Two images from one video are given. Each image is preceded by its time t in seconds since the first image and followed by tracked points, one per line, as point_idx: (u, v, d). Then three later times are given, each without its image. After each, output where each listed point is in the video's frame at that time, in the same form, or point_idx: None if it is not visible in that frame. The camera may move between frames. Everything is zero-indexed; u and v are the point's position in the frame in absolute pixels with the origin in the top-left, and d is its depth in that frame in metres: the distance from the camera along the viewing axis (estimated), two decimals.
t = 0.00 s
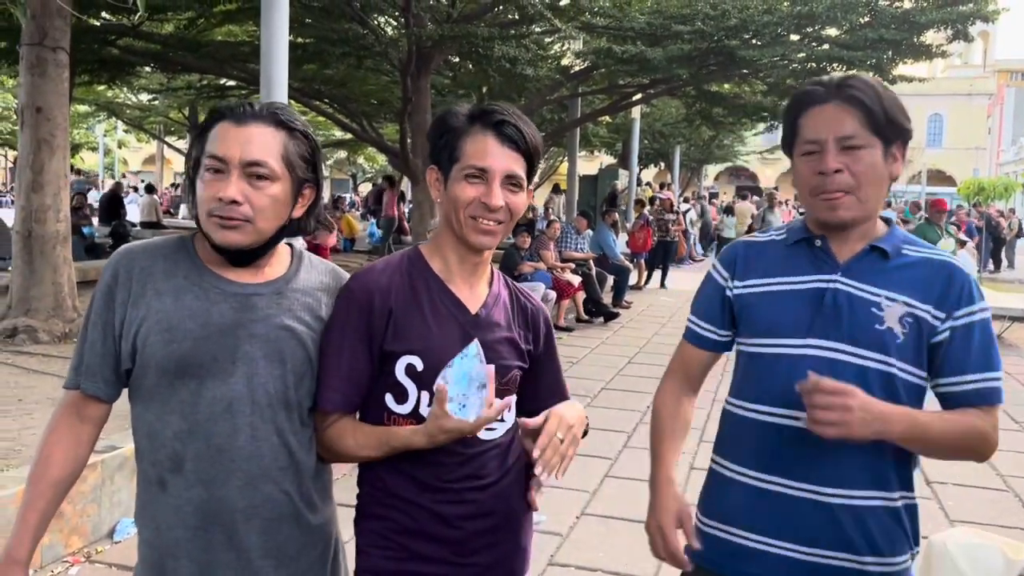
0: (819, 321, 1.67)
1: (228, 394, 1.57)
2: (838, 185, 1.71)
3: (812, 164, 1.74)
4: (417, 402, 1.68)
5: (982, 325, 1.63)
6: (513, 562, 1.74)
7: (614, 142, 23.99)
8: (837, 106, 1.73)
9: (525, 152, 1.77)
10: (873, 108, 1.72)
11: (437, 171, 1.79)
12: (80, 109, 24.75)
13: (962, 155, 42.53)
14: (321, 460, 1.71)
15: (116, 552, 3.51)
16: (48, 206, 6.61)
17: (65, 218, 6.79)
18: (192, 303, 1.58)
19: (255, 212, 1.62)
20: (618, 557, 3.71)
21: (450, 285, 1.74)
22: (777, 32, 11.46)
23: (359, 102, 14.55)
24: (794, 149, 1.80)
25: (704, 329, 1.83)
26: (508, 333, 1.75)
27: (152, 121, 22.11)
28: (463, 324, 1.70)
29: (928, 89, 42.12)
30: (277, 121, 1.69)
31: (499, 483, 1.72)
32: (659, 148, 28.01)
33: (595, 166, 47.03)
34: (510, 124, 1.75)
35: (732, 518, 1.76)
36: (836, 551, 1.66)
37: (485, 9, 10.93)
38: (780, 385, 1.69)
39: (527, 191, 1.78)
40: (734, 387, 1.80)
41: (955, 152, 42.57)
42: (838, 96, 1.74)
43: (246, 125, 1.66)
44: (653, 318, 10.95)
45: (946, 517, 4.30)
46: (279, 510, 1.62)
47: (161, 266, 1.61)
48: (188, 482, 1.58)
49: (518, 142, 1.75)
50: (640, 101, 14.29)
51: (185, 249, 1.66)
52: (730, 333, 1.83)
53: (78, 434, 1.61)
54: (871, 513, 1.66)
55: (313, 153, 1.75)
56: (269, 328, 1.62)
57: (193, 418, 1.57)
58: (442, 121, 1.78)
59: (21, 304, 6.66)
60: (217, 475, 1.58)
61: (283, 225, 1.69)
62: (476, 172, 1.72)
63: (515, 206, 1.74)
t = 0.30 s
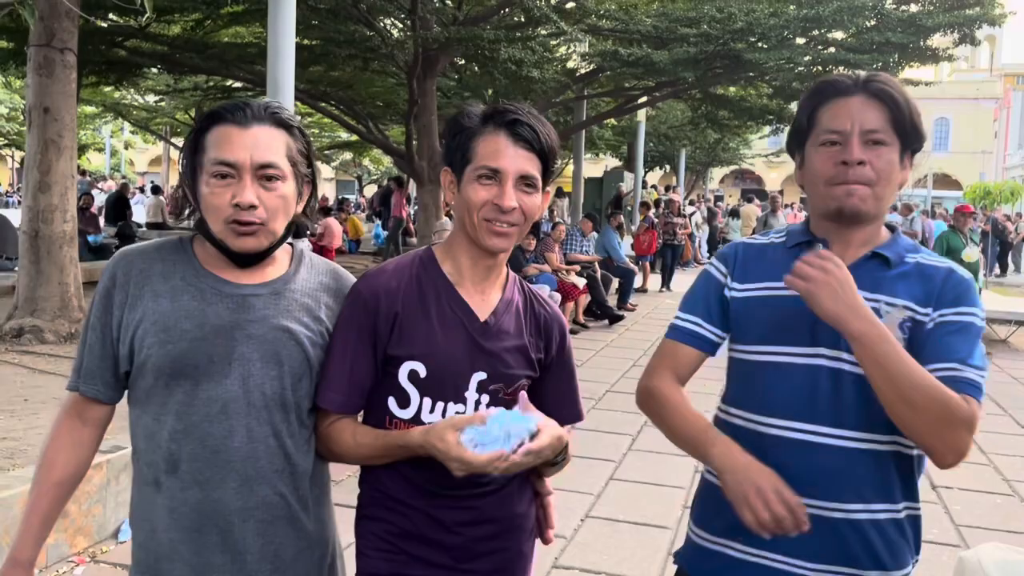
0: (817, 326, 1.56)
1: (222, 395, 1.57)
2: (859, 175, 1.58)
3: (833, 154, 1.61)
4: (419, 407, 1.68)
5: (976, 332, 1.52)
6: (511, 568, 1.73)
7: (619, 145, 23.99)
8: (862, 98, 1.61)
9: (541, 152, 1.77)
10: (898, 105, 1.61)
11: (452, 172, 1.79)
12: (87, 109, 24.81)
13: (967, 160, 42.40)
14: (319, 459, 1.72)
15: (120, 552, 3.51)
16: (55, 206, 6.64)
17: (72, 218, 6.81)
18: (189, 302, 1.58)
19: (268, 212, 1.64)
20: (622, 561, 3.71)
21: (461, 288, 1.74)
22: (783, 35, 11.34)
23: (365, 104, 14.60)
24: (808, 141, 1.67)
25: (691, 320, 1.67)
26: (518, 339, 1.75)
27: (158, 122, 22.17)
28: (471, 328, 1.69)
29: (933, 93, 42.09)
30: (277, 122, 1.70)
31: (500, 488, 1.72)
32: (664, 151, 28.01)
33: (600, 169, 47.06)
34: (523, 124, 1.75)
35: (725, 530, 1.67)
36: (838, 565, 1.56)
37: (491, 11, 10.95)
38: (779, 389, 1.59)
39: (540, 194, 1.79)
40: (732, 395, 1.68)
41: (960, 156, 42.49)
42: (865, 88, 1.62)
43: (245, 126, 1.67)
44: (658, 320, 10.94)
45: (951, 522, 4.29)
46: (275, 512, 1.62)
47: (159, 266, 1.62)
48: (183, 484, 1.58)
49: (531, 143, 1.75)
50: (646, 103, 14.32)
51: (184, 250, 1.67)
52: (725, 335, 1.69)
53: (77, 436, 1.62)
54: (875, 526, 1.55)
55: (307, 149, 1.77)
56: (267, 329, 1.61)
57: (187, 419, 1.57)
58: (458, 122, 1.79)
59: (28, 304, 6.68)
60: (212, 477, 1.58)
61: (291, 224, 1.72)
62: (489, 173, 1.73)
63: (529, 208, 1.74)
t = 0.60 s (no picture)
0: (765, 324, 1.69)
1: (214, 394, 1.58)
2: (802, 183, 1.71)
3: (786, 158, 1.72)
4: (420, 410, 1.69)
5: (900, 306, 1.72)
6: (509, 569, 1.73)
7: (625, 147, 23.98)
8: (826, 109, 1.71)
9: (560, 153, 1.77)
10: (858, 118, 1.71)
11: (469, 172, 1.79)
12: (94, 110, 24.86)
13: (974, 164, 42.26)
14: (313, 451, 1.74)
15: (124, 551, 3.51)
16: (62, 206, 6.66)
17: (79, 218, 6.83)
18: (181, 300, 1.59)
19: (261, 198, 1.65)
20: (626, 563, 3.70)
21: (473, 290, 1.73)
22: (791, 39, 11.40)
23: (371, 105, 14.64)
24: (766, 138, 1.77)
25: (659, 319, 1.74)
26: (528, 342, 1.74)
27: (165, 123, 22.21)
28: (479, 332, 1.69)
29: (939, 97, 42.01)
30: (264, 109, 1.71)
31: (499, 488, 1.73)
32: (670, 153, 27.99)
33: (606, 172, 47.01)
34: (544, 124, 1.75)
35: (687, 538, 1.71)
36: (804, 563, 1.65)
37: (499, 13, 10.96)
38: (741, 390, 1.69)
39: (559, 196, 1.78)
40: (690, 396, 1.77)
41: (967, 160, 42.38)
42: (829, 98, 1.72)
43: (235, 115, 1.68)
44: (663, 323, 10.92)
45: (956, 526, 4.28)
46: (264, 514, 1.62)
47: (152, 262, 1.62)
48: (171, 484, 1.58)
49: (552, 144, 1.75)
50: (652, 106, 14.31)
51: (177, 245, 1.67)
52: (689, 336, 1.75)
53: (63, 434, 1.63)
54: (837, 521, 1.66)
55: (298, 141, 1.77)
56: (261, 328, 1.61)
57: (177, 418, 1.57)
58: (479, 121, 1.79)
59: (34, 304, 6.69)
60: (201, 477, 1.58)
61: (286, 213, 1.73)
62: (508, 173, 1.73)
63: (547, 210, 1.74)
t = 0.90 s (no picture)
0: (736, 324, 1.76)
1: (208, 393, 1.58)
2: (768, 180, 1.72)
3: (754, 160, 1.76)
4: (425, 420, 1.72)
5: (864, 297, 1.80)
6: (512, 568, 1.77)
7: (633, 149, 23.95)
8: (799, 117, 1.76)
9: (574, 158, 1.77)
10: (830, 127, 1.77)
11: (476, 179, 1.79)
12: (103, 111, 24.94)
13: (984, 167, 42.07)
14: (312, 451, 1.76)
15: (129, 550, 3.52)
16: (71, 205, 6.69)
17: (88, 218, 6.86)
18: (176, 297, 1.59)
19: (254, 192, 1.65)
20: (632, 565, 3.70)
21: (479, 302, 1.74)
22: (799, 41, 11.26)
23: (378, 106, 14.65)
24: (737, 138, 1.82)
25: (639, 321, 1.78)
26: (537, 351, 1.75)
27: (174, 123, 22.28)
28: (485, 345, 1.71)
29: (947, 100, 41.87)
30: (257, 104, 1.71)
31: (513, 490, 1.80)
32: (678, 155, 27.94)
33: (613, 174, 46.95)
34: (556, 127, 1.75)
35: (681, 543, 1.72)
36: (798, 561, 1.68)
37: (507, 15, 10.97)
38: (724, 393, 1.74)
39: (571, 201, 1.78)
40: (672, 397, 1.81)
41: (976, 163, 42.21)
42: (803, 105, 1.77)
43: (228, 108, 1.67)
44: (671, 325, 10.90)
45: (964, 531, 4.27)
46: (255, 517, 1.63)
47: (145, 260, 1.62)
48: (162, 485, 1.58)
49: (562, 150, 1.75)
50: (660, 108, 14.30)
51: (170, 243, 1.67)
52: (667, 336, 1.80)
53: (52, 434, 1.63)
54: (825, 517, 1.71)
55: (293, 137, 1.77)
56: (257, 327, 1.62)
57: (171, 418, 1.57)
58: (486, 127, 1.79)
59: (43, 303, 6.72)
60: (194, 478, 1.58)
61: (279, 208, 1.72)
62: (521, 178, 1.72)
63: (561, 215, 1.73)
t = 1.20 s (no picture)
0: (756, 332, 1.76)
1: (211, 398, 1.59)
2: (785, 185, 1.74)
3: (771, 161, 1.77)
4: (426, 426, 1.73)
5: (886, 310, 1.79)
6: (518, 570, 1.77)
7: (641, 152, 23.96)
8: (817, 117, 1.77)
9: (578, 163, 1.78)
10: (847, 128, 1.77)
11: (479, 184, 1.80)
12: (113, 113, 25.07)
13: (994, 171, 41.92)
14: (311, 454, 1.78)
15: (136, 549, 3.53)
16: (81, 206, 6.73)
17: (98, 219, 6.89)
18: (177, 300, 1.60)
19: (242, 196, 1.65)
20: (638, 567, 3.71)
21: (479, 311, 1.75)
22: (808, 44, 11.22)
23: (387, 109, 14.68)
24: (754, 142, 1.83)
25: (655, 330, 1.79)
26: (538, 359, 1.76)
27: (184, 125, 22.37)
28: (486, 354, 1.71)
29: (957, 104, 41.76)
30: (255, 105, 1.72)
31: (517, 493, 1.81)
32: (686, 158, 27.96)
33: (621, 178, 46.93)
34: (561, 132, 1.76)
35: (692, 553, 1.73)
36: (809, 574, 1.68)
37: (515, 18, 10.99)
38: (740, 403, 1.74)
39: (577, 205, 1.79)
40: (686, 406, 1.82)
41: (986, 167, 42.06)
42: (820, 107, 1.78)
43: (225, 110, 1.69)
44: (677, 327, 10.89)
45: (972, 536, 4.25)
46: (258, 521, 1.65)
47: (142, 262, 1.62)
48: (166, 491, 1.58)
49: (567, 154, 1.76)
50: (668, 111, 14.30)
51: (166, 244, 1.67)
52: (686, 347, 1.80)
53: (40, 440, 1.61)
54: (838, 531, 1.70)
55: (293, 139, 1.78)
56: (259, 330, 1.63)
57: (175, 423, 1.57)
58: (489, 131, 1.79)
59: (53, 303, 6.75)
60: (197, 483, 1.59)
61: (274, 212, 1.72)
62: (526, 183, 1.73)
63: (566, 220, 1.74)
